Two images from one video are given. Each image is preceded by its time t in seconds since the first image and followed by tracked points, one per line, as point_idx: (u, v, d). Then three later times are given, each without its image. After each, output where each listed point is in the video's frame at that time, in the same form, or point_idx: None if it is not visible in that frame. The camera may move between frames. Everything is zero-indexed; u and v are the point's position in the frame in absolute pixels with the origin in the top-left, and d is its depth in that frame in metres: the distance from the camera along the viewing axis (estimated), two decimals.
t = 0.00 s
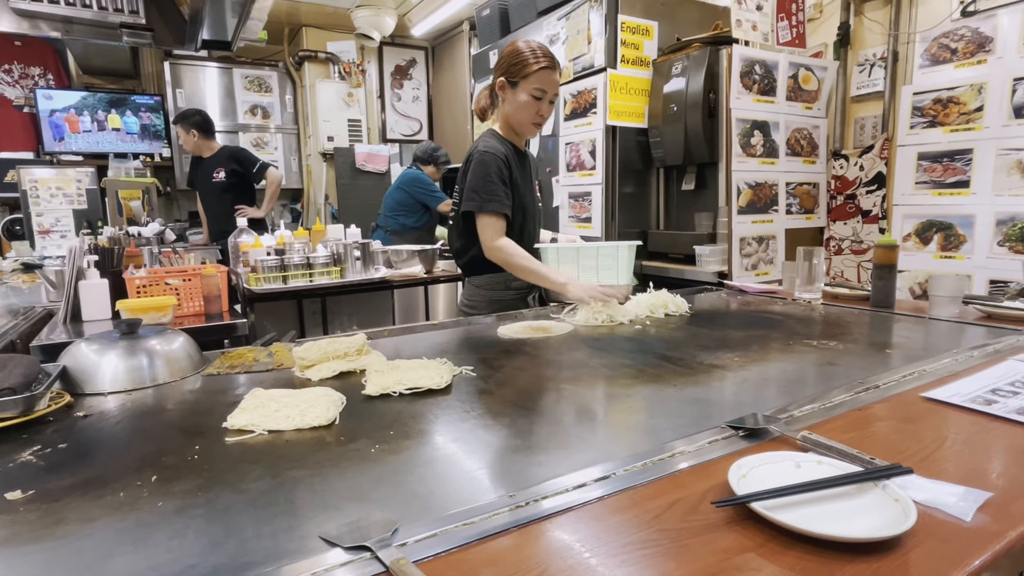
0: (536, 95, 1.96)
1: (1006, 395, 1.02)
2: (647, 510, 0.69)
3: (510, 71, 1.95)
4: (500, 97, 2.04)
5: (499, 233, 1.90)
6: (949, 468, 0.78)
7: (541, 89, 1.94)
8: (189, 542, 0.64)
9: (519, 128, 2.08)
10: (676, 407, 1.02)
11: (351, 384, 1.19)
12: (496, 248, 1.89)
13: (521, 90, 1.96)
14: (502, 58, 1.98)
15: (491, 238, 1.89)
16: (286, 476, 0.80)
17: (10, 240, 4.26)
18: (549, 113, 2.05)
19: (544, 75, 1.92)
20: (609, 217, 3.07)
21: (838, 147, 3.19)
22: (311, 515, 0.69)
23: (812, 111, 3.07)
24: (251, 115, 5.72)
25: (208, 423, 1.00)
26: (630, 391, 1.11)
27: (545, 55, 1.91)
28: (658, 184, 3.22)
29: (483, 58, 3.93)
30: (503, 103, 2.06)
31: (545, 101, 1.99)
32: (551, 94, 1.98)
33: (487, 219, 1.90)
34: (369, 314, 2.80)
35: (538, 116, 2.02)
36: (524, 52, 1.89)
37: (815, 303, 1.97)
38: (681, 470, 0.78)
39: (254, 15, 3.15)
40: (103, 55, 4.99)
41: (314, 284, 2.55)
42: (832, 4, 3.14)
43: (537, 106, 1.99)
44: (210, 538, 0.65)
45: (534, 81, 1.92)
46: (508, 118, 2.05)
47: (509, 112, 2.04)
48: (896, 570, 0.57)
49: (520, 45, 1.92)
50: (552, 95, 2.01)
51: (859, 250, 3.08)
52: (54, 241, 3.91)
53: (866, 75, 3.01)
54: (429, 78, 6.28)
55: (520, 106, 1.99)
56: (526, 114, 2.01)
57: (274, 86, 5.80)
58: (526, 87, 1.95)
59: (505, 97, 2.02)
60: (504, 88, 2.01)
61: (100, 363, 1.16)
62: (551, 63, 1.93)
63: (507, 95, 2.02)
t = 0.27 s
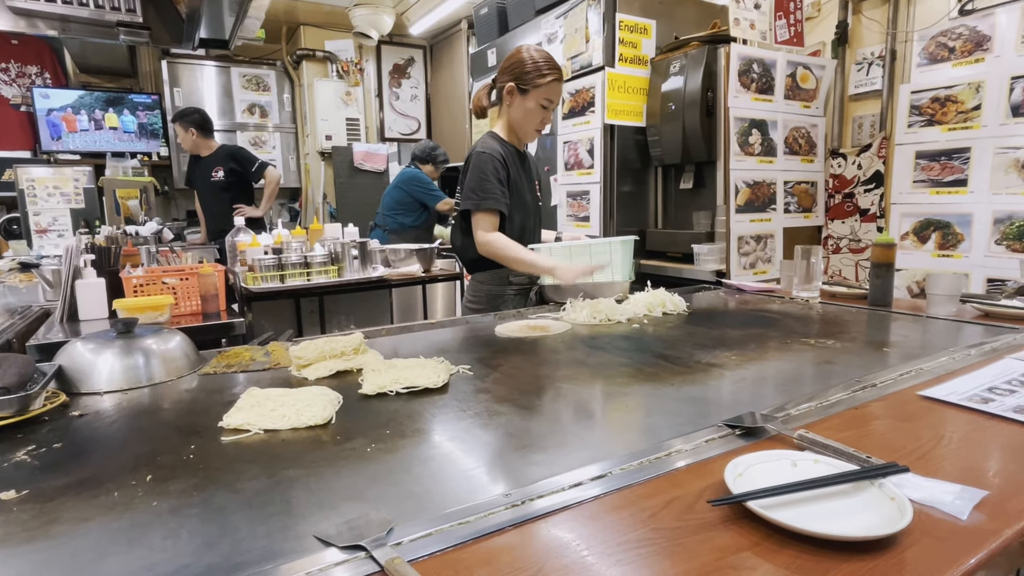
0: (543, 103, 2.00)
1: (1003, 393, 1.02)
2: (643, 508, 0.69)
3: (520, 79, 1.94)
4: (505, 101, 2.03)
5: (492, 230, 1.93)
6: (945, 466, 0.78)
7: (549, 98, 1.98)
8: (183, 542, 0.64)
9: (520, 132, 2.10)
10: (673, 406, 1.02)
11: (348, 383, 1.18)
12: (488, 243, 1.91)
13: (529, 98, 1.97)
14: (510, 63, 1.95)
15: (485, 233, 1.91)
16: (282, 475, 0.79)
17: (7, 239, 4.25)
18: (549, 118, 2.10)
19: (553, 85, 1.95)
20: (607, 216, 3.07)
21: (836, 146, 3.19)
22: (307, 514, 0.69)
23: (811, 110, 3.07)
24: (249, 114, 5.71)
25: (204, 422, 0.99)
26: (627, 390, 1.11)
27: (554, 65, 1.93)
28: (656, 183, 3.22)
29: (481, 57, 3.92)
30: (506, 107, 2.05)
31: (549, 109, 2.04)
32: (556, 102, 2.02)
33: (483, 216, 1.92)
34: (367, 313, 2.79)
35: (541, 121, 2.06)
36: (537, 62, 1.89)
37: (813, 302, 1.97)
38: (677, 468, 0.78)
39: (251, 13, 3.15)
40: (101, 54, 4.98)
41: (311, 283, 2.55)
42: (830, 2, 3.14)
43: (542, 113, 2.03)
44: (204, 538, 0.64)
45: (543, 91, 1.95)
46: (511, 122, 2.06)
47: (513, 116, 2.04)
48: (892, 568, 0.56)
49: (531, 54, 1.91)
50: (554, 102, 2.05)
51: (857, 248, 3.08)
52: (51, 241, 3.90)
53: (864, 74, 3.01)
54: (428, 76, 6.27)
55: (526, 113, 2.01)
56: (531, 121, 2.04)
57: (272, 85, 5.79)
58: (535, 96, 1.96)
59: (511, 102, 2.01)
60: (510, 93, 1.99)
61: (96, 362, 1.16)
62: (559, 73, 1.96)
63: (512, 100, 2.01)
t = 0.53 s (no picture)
0: (548, 107, 2.00)
1: (1004, 393, 1.02)
2: (644, 507, 0.69)
3: (525, 84, 1.97)
4: (511, 104, 2.06)
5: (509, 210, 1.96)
6: (945, 466, 0.78)
7: (553, 103, 1.99)
8: (184, 540, 0.64)
9: (526, 135, 2.11)
10: (673, 405, 1.02)
11: (348, 382, 1.18)
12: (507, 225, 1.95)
13: (534, 102, 1.99)
14: (516, 68, 1.99)
15: (502, 215, 1.95)
16: (282, 474, 0.79)
17: (8, 238, 4.25)
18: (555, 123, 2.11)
19: (558, 90, 1.97)
20: (607, 216, 3.07)
21: (837, 146, 3.19)
22: (307, 513, 0.69)
23: (811, 110, 3.07)
24: (249, 113, 5.71)
25: (204, 421, 0.99)
26: (628, 389, 1.11)
27: (559, 71, 1.95)
28: (656, 182, 3.22)
29: (482, 56, 3.92)
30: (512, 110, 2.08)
31: (554, 113, 2.04)
32: (561, 107, 2.03)
33: (499, 201, 1.95)
34: (367, 312, 2.79)
35: (546, 125, 2.07)
36: (542, 67, 1.92)
37: (813, 302, 1.97)
38: (678, 467, 0.78)
39: (252, 13, 3.15)
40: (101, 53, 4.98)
41: (312, 282, 2.55)
42: (831, 2, 3.14)
43: (547, 117, 2.04)
44: (205, 537, 0.64)
45: (548, 95, 1.96)
46: (516, 125, 2.08)
47: (518, 120, 2.06)
48: (892, 567, 0.56)
49: (537, 60, 1.95)
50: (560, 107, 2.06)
51: (857, 248, 3.08)
52: (52, 240, 3.90)
53: (865, 74, 3.01)
54: (428, 76, 6.27)
55: (531, 116, 2.02)
56: (536, 125, 2.05)
57: (272, 85, 5.79)
58: (540, 100, 1.98)
59: (516, 105, 2.03)
60: (515, 97, 2.02)
61: (97, 361, 1.16)
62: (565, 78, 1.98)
63: (518, 104, 2.04)
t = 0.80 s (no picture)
0: (544, 103, 1.99)
1: (1003, 393, 1.02)
2: (642, 507, 0.69)
3: (522, 80, 1.98)
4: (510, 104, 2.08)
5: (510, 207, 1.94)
6: (944, 466, 0.78)
7: (550, 99, 1.97)
8: (181, 538, 0.64)
9: (525, 134, 2.11)
10: (673, 405, 1.02)
11: (347, 381, 1.18)
12: (508, 223, 1.92)
13: (529, 98, 1.99)
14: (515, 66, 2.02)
15: (503, 212, 1.93)
16: (280, 472, 0.79)
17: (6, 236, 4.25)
18: (555, 121, 2.09)
19: (554, 86, 1.96)
20: (607, 215, 3.06)
21: (836, 146, 3.19)
22: (305, 511, 0.69)
23: (811, 110, 3.07)
24: (248, 112, 5.71)
25: (202, 419, 0.99)
26: (627, 388, 1.11)
27: (555, 66, 1.95)
28: (655, 182, 3.22)
29: (481, 55, 3.92)
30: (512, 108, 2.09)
31: (552, 110, 2.03)
32: (559, 103, 2.01)
33: (498, 199, 1.94)
34: (366, 311, 2.79)
35: (544, 123, 2.06)
36: (537, 63, 1.93)
37: (813, 301, 1.97)
38: (677, 466, 0.78)
39: (251, 11, 3.14)
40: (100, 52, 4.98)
41: (311, 281, 2.54)
42: (831, 2, 3.14)
43: (545, 113, 2.03)
44: (202, 535, 0.64)
45: (543, 90, 1.96)
46: (515, 123, 2.08)
47: (517, 117, 2.07)
48: (891, 567, 0.56)
49: (535, 57, 1.97)
50: (559, 105, 2.04)
51: (856, 248, 3.08)
52: (50, 238, 3.90)
53: (865, 74, 3.01)
54: (428, 75, 6.26)
55: (528, 113, 2.02)
56: (533, 122, 2.04)
57: (272, 83, 5.78)
58: (535, 95, 1.98)
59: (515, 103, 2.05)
60: (513, 95, 2.04)
61: (94, 359, 1.16)
62: (562, 74, 1.97)
63: (516, 101, 2.05)
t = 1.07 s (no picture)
0: (538, 99, 1.98)
1: (1004, 396, 1.02)
2: (644, 508, 0.69)
3: (517, 77, 1.99)
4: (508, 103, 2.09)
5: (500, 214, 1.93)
6: (946, 468, 0.78)
7: (543, 94, 1.96)
8: (184, 538, 0.64)
9: (523, 132, 2.10)
10: (674, 406, 1.02)
11: (350, 381, 1.18)
12: (498, 230, 1.89)
13: (524, 94, 1.99)
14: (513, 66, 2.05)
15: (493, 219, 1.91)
16: (283, 472, 0.79)
17: (8, 235, 4.25)
18: (551, 120, 2.07)
19: (548, 81, 1.95)
20: (608, 217, 3.07)
21: (838, 148, 3.19)
22: (308, 511, 0.69)
23: (813, 112, 3.07)
24: (251, 112, 5.71)
25: (205, 419, 0.99)
26: (629, 390, 1.11)
27: (550, 63, 1.95)
28: (657, 183, 3.22)
29: (483, 57, 3.92)
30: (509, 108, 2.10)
31: (547, 107, 2.01)
32: (554, 100, 2.00)
33: (490, 206, 1.92)
34: (368, 311, 2.79)
35: (540, 120, 2.04)
36: (531, 59, 1.94)
37: (814, 303, 1.97)
38: (678, 468, 0.78)
39: (254, 11, 3.15)
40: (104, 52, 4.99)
41: (313, 281, 2.55)
42: (833, 4, 3.14)
43: (539, 110, 2.01)
44: (205, 534, 0.64)
45: (537, 85, 1.95)
46: (512, 122, 2.08)
47: (514, 116, 2.06)
48: (893, 569, 0.56)
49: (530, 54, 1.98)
50: (555, 103, 2.03)
51: (858, 250, 3.08)
52: (52, 238, 3.90)
53: (867, 76, 3.01)
54: (430, 76, 6.27)
55: (523, 110, 2.01)
56: (529, 118, 2.03)
57: (274, 84, 5.79)
58: (529, 90, 1.98)
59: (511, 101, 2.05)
60: (510, 93, 2.06)
61: (98, 359, 1.16)
62: (557, 71, 1.97)
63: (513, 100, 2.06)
